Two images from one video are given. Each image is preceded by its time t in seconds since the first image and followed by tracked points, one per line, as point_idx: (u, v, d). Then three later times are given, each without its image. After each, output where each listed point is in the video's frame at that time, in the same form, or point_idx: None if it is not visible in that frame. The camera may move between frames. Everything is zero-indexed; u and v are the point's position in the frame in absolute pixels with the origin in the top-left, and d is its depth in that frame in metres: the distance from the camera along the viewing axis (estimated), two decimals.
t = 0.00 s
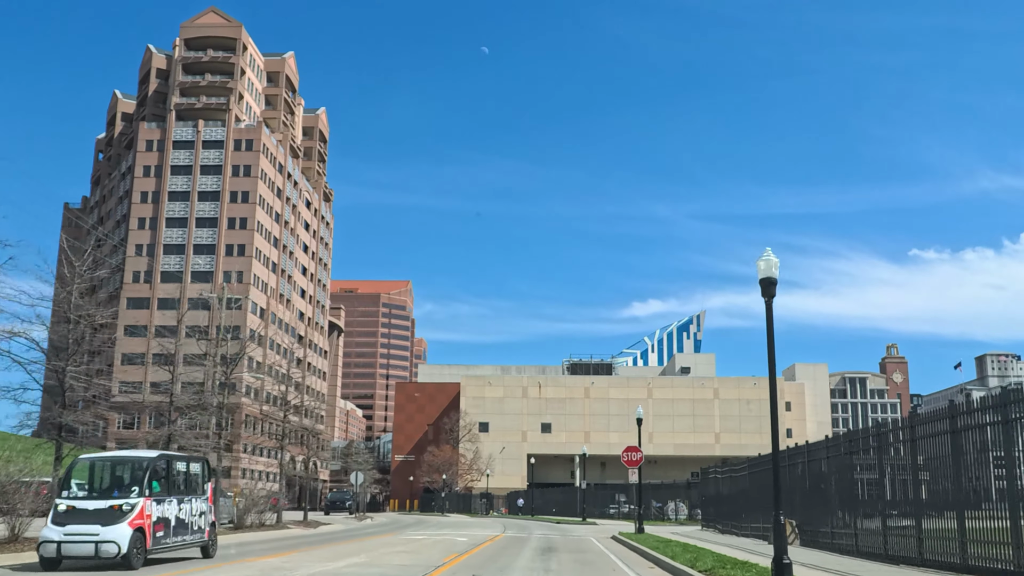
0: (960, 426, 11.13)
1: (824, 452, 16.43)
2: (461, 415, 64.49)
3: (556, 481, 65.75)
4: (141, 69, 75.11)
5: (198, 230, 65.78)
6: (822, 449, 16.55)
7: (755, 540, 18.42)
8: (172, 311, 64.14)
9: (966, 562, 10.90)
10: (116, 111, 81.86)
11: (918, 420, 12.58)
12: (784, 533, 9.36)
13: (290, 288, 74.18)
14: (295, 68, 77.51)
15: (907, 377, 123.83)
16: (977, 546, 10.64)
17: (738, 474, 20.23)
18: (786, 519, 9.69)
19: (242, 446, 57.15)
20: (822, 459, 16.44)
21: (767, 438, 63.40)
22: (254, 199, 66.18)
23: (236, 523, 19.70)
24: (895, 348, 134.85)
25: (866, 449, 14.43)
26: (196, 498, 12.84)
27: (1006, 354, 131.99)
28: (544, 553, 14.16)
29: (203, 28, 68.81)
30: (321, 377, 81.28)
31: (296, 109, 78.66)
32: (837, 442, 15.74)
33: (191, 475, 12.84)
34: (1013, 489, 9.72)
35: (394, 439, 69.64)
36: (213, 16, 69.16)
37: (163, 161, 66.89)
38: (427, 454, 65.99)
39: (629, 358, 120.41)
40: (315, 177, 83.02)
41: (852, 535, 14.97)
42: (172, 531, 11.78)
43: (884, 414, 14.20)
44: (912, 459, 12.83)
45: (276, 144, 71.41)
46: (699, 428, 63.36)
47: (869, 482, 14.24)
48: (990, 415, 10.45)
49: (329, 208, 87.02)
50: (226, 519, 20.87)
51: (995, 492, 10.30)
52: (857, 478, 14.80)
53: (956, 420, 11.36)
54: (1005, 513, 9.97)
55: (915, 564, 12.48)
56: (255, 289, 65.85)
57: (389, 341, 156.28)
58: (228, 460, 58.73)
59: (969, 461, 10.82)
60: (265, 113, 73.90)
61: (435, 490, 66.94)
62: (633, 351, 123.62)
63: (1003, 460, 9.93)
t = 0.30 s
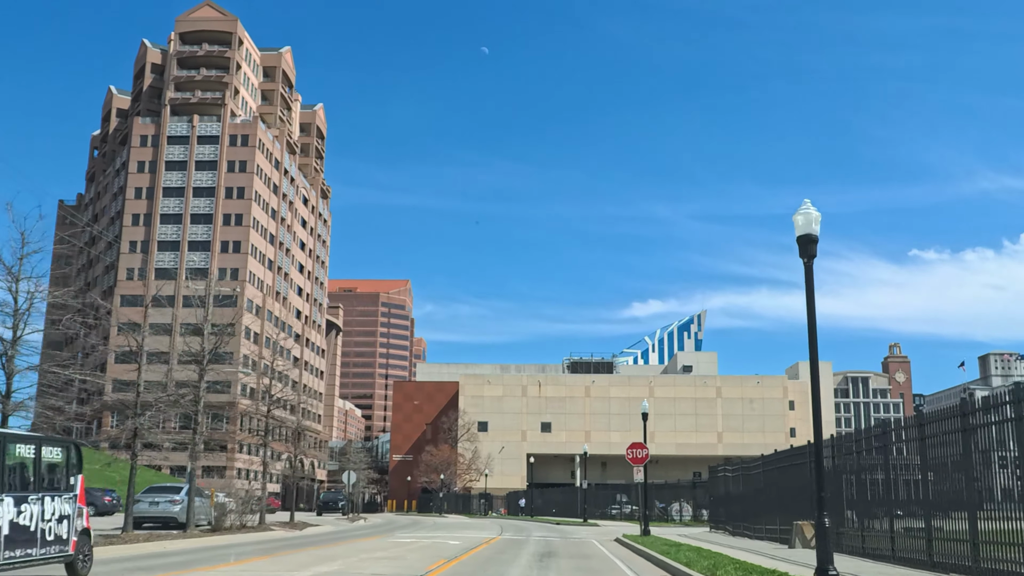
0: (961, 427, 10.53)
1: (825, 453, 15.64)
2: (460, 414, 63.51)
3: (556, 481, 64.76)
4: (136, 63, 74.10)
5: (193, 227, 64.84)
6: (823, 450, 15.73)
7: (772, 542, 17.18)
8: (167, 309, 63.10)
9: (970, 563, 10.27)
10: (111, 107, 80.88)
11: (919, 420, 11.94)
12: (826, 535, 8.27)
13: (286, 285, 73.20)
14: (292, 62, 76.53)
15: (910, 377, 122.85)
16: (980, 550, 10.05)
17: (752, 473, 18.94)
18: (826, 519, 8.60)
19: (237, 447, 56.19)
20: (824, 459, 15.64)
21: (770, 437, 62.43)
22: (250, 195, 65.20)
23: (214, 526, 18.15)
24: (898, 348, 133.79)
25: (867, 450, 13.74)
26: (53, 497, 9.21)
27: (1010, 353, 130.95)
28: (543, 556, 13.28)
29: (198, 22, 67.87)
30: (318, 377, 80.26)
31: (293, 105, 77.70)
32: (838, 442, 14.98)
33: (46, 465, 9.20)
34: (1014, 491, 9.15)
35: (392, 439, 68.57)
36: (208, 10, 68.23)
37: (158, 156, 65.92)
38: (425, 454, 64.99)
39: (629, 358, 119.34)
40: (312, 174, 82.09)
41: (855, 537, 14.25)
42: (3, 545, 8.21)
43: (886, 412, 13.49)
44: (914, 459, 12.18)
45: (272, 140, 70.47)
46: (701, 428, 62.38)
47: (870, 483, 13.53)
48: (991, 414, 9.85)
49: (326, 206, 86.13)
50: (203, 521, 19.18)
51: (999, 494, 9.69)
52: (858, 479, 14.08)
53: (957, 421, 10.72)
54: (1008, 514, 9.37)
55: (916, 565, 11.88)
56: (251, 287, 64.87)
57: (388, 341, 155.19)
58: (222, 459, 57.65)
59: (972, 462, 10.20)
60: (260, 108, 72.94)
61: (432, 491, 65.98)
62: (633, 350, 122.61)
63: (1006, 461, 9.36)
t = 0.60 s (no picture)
0: (968, 428, 9.95)
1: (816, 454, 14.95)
2: (459, 413, 62.56)
3: (556, 482, 63.80)
4: (131, 58, 73.14)
5: (188, 224, 63.96)
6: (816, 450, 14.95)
7: (790, 545, 16.03)
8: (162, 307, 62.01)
9: (977, 567, 9.66)
10: (106, 103, 79.94)
11: (925, 420, 11.30)
12: (891, 536, 6.74)
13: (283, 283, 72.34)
14: (289, 57, 75.61)
15: (912, 377, 122.00)
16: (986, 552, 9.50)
17: (765, 471, 17.87)
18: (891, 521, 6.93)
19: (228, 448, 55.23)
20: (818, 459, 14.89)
21: (774, 437, 61.42)
22: (246, 191, 64.34)
23: (191, 528, 17.15)
24: (900, 348, 132.85)
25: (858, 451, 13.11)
26: None
27: (1013, 352, 130.10)
28: (539, 560, 12.41)
29: (194, 16, 66.95)
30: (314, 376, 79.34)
31: (290, 101, 76.83)
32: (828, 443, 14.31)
33: None
34: None
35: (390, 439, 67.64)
36: (204, 4, 67.27)
37: (153, 152, 65.03)
38: (423, 453, 64.00)
39: (630, 357, 118.38)
40: (309, 171, 81.24)
41: (843, 541, 13.56)
42: None
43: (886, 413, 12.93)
44: (919, 459, 11.57)
45: (269, 135, 69.59)
46: (704, 427, 61.43)
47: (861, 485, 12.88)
48: (1000, 414, 9.26)
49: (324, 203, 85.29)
50: (178, 523, 18.26)
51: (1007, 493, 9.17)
52: (848, 480, 13.42)
53: (963, 420, 10.15)
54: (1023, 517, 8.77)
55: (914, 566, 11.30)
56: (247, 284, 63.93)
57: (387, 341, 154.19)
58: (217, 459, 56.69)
59: (979, 462, 9.60)
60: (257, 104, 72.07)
61: (430, 491, 65.03)
62: (634, 350, 121.72)
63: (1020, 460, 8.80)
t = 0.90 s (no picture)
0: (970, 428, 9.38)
1: (829, 453, 14.10)
2: (458, 413, 61.67)
3: (557, 483, 62.88)
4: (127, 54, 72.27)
5: (184, 221, 63.12)
6: (826, 450, 14.19)
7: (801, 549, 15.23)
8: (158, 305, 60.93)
9: (975, 571, 9.15)
10: (101, 100, 79.07)
11: (926, 422, 10.72)
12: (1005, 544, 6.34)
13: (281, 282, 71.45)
14: (286, 53, 74.75)
15: (916, 377, 121.02)
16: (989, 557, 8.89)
17: (778, 469, 16.97)
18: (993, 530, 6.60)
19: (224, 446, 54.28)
20: (830, 461, 14.08)
21: (778, 437, 60.44)
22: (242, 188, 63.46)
23: (164, 531, 16.15)
24: (903, 348, 131.87)
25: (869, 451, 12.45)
26: None
27: (1017, 352, 129.26)
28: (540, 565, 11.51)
29: (189, 10, 66.10)
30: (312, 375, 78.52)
31: (287, 97, 75.98)
32: (844, 441, 13.49)
33: None
34: None
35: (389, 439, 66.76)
36: None
37: (148, 148, 64.12)
38: (422, 454, 63.05)
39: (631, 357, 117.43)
40: (308, 168, 80.44)
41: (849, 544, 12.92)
42: None
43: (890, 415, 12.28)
44: (918, 460, 10.98)
45: (266, 131, 68.71)
46: (707, 427, 60.51)
47: (872, 484, 12.24)
48: (1004, 415, 8.71)
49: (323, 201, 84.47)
50: (149, 525, 17.28)
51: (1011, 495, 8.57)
52: (859, 480, 12.74)
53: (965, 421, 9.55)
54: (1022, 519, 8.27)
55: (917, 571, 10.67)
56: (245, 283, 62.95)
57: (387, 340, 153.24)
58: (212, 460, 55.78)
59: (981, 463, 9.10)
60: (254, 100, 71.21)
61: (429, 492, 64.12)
62: (636, 350, 120.88)
63: None
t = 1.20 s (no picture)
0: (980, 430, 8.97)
1: (839, 453, 13.51)
2: (458, 413, 60.79)
3: (560, 484, 61.94)
4: (123, 50, 71.47)
5: (180, 218, 62.27)
6: (838, 450, 13.54)
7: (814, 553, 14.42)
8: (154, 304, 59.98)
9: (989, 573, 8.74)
10: (98, 97, 78.28)
11: (933, 423, 10.29)
12: None
13: (280, 281, 70.63)
14: (285, 49, 73.94)
15: (920, 377, 120.04)
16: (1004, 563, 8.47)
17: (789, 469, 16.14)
18: None
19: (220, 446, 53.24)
20: (841, 461, 13.46)
21: (783, 438, 59.50)
22: (239, 185, 62.54)
23: (133, 535, 15.11)
24: (907, 348, 130.82)
25: (877, 452, 12.00)
26: None
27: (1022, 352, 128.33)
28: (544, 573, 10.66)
29: (186, 5, 65.30)
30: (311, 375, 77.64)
31: (286, 93, 75.15)
32: (854, 442, 12.91)
33: None
34: None
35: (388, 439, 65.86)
36: None
37: (144, 144, 63.24)
38: (422, 455, 62.10)
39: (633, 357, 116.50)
40: (306, 166, 79.64)
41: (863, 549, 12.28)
42: None
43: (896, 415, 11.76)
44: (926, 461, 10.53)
45: (264, 128, 67.83)
46: (711, 427, 59.59)
47: (880, 486, 11.79)
48: (1014, 417, 8.33)
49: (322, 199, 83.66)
50: (121, 529, 16.29)
51: None
52: (868, 482, 12.25)
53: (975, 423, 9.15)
54: None
55: None
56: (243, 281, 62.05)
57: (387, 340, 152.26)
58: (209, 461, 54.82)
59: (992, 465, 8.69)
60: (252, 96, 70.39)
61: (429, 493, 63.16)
62: (638, 350, 119.97)
63: None
